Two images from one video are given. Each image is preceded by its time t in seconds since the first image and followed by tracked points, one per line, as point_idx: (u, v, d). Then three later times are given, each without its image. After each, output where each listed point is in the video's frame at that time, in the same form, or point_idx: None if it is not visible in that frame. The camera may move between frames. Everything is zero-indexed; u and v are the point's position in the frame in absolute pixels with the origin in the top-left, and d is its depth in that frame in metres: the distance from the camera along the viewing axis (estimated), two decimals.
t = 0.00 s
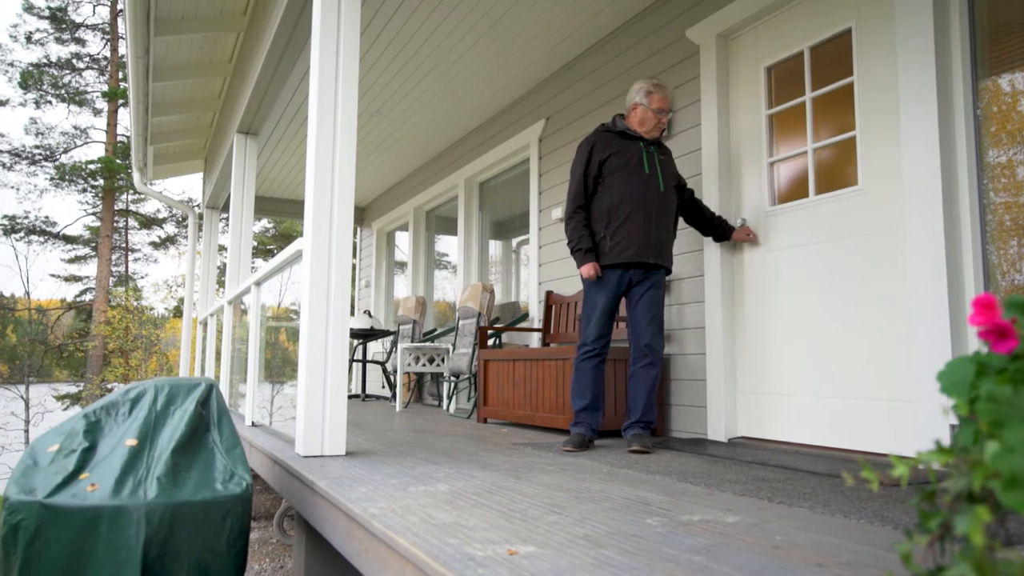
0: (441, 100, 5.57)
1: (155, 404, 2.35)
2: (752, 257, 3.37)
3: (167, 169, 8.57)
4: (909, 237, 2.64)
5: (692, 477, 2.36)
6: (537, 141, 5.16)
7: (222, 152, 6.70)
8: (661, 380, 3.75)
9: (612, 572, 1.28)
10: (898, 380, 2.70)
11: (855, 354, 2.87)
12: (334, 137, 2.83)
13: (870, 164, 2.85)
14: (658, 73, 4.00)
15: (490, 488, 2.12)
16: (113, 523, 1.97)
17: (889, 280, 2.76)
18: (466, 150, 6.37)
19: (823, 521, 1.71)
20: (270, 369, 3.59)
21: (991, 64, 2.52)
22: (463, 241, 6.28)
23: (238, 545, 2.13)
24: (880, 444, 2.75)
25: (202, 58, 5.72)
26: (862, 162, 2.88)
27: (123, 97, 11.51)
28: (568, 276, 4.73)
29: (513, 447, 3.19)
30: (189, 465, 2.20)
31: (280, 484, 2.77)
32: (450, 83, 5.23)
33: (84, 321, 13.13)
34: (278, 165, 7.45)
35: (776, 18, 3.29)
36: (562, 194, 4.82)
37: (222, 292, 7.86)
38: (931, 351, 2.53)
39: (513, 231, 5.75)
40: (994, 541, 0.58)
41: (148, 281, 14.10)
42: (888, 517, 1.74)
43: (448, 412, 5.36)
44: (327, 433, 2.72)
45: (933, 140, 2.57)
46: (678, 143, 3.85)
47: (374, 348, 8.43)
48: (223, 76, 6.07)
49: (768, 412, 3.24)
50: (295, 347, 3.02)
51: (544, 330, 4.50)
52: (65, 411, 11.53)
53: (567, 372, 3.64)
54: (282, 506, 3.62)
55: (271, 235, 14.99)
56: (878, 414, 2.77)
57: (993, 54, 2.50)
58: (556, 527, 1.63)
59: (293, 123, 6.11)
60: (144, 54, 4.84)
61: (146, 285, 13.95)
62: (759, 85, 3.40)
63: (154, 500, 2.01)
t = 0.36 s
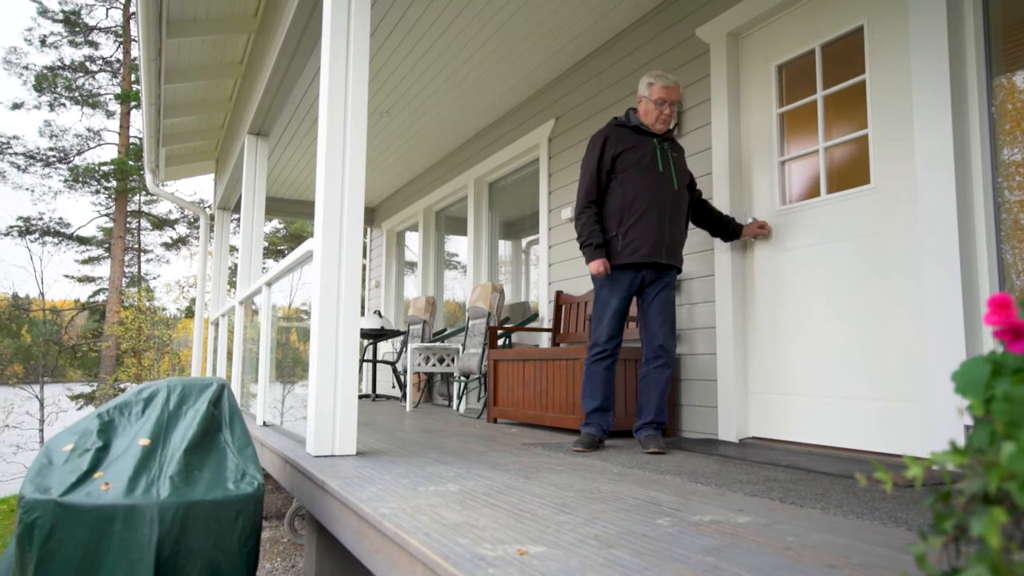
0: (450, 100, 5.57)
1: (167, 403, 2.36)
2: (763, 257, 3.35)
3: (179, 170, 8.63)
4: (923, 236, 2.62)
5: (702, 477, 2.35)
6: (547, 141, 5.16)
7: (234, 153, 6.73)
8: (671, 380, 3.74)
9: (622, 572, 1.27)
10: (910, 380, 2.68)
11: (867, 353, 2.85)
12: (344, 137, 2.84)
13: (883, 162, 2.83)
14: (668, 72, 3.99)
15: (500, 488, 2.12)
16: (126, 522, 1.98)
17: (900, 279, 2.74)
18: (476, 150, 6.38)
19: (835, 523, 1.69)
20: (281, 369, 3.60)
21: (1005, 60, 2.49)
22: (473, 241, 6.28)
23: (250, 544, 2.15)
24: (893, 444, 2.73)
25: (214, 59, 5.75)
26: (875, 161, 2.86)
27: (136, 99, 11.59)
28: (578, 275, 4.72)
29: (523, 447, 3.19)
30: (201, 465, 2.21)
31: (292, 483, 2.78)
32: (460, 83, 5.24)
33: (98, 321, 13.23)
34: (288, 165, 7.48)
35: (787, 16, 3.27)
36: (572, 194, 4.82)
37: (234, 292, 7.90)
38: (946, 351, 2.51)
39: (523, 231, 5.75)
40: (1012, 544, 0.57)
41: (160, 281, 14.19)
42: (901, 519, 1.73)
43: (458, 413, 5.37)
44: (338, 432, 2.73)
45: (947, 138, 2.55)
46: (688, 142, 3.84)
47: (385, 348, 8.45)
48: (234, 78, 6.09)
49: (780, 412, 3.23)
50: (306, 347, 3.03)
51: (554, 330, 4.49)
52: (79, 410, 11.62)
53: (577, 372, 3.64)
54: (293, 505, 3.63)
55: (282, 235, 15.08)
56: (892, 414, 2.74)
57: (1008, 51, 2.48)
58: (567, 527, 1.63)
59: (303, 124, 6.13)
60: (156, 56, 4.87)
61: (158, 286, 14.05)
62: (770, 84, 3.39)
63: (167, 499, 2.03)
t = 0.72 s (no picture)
0: (459, 100, 5.58)
1: (180, 403, 2.38)
2: (774, 256, 3.33)
3: (191, 171, 8.69)
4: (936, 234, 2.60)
5: (713, 478, 2.34)
6: (556, 141, 5.16)
7: (244, 154, 6.77)
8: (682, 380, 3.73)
9: (633, 573, 1.27)
10: (924, 380, 2.66)
11: (880, 352, 2.83)
12: (354, 137, 2.85)
13: (895, 161, 2.81)
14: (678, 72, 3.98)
15: (510, 488, 2.12)
16: (140, 521, 2.00)
17: (913, 278, 2.72)
18: (485, 150, 6.38)
19: (848, 524, 1.68)
20: (292, 369, 3.62)
21: (1019, 57, 2.47)
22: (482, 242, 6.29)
23: (262, 543, 2.16)
24: (907, 444, 2.72)
25: (226, 61, 5.79)
26: (887, 159, 2.84)
27: (148, 101, 11.70)
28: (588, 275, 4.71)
29: (533, 447, 3.19)
30: (213, 464, 2.23)
31: (303, 483, 2.79)
32: (469, 83, 5.25)
33: (110, 322, 13.33)
34: (298, 166, 7.51)
35: (797, 15, 3.26)
36: (581, 194, 4.81)
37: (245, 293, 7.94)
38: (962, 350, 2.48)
39: (532, 231, 5.75)
40: None
41: (172, 282, 14.28)
42: (915, 520, 1.72)
43: (468, 413, 5.37)
44: (348, 432, 2.73)
45: (961, 136, 2.53)
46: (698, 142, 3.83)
47: (395, 348, 8.47)
48: (245, 79, 6.13)
49: (792, 412, 3.20)
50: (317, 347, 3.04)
51: (563, 329, 4.49)
52: (93, 410, 11.72)
53: (587, 372, 3.63)
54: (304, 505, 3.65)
55: (292, 236, 15.17)
56: (907, 414, 2.72)
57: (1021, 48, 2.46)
58: (577, 527, 1.63)
59: (313, 125, 6.16)
60: (168, 58, 4.91)
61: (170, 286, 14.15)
62: (781, 82, 3.37)
63: (180, 498, 2.04)
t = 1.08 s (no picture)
0: (468, 101, 5.58)
1: (192, 403, 2.39)
2: (784, 256, 3.32)
3: (202, 173, 8.74)
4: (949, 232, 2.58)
5: (724, 478, 2.33)
6: (565, 141, 5.15)
7: (255, 155, 6.80)
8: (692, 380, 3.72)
9: (644, 573, 1.27)
10: (937, 379, 2.64)
11: (891, 352, 2.82)
12: (364, 138, 2.85)
13: (907, 160, 2.79)
14: (688, 71, 3.96)
15: (521, 488, 2.12)
16: (153, 519, 2.01)
17: (924, 277, 2.71)
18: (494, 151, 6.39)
19: (860, 524, 1.68)
20: (303, 369, 3.63)
21: None
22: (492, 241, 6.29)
23: (273, 542, 2.17)
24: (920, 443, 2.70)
25: (237, 63, 5.82)
26: (899, 157, 2.82)
27: (160, 102, 11.79)
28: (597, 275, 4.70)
29: (543, 447, 3.19)
30: (225, 463, 2.24)
31: (313, 483, 2.80)
32: (479, 84, 5.26)
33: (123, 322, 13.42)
34: (308, 167, 7.54)
35: (808, 13, 3.24)
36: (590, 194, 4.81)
37: (255, 293, 7.98)
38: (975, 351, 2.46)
39: (542, 231, 5.75)
40: None
41: (184, 283, 14.36)
42: (929, 521, 1.71)
43: (478, 413, 5.38)
44: (358, 433, 2.74)
45: (974, 134, 2.51)
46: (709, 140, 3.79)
47: (404, 348, 8.49)
48: (255, 81, 6.15)
49: (803, 412, 3.19)
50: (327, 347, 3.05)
51: (573, 329, 4.49)
52: (106, 410, 11.82)
53: (597, 372, 3.62)
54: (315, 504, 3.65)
55: (302, 237, 15.27)
56: (920, 415, 2.70)
57: None
58: (588, 527, 1.62)
59: (323, 126, 6.17)
60: (180, 60, 4.94)
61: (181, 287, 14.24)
62: (791, 81, 3.35)
63: (192, 497, 2.06)
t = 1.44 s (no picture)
0: (477, 100, 5.58)
1: (202, 403, 2.40)
2: (794, 255, 3.30)
3: (212, 174, 8.78)
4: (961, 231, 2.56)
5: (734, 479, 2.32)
6: (574, 140, 5.14)
7: (265, 156, 6.83)
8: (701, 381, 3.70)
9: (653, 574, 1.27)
10: (949, 380, 2.62)
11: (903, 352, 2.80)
12: (373, 138, 2.86)
13: (918, 158, 2.78)
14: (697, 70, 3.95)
15: (530, 488, 2.12)
16: (164, 519, 2.03)
17: (936, 277, 2.69)
18: (503, 150, 6.38)
19: (871, 525, 1.66)
20: (312, 369, 3.64)
21: None
22: (500, 241, 6.29)
23: (283, 542, 2.18)
24: (932, 444, 2.68)
25: (247, 64, 5.84)
26: (910, 157, 2.80)
27: (171, 104, 11.87)
28: (606, 275, 4.69)
29: (552, 447, 3.19)
30: (235, 463, 2.25)
31: (323, 483, 2.81)
32: (487, 83, 5.25)
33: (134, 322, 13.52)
34: (318, 167, 7.56)
35: (818, 11, 3.22)
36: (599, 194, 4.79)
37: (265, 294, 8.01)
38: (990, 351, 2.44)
39: (551, 231, 5.75)
40: None
41: (195, 283, 14.45)
42: (941, 523, 1.69)
43: (487, 413, 5.38)
44: (368, 433, 2.75)
45: (987, 133, 2.49)
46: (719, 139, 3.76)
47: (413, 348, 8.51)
48: (265, 82, 6.17)
49: (816, 412, 3.16)
50: (336, 348, 3.06)
51: (582, 329, 4.48)
52: (118, 410, 11.90)
53: (606, 372, 3.61)
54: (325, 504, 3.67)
55: (312, 237, 15.33)
56: (932, 416, 2.68)
57: None
58: (597, 527, 1.62)
59: (332, 126, 6.19)
60: (190, 62, 4.97)
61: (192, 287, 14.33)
62: (801, 79, 3.33)
63: (202, 497, 2.07)
